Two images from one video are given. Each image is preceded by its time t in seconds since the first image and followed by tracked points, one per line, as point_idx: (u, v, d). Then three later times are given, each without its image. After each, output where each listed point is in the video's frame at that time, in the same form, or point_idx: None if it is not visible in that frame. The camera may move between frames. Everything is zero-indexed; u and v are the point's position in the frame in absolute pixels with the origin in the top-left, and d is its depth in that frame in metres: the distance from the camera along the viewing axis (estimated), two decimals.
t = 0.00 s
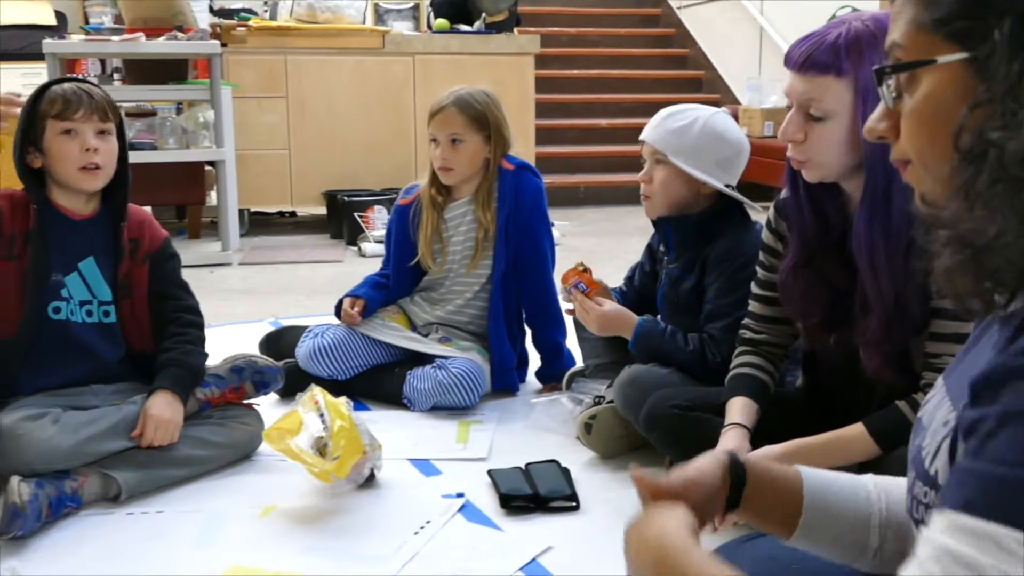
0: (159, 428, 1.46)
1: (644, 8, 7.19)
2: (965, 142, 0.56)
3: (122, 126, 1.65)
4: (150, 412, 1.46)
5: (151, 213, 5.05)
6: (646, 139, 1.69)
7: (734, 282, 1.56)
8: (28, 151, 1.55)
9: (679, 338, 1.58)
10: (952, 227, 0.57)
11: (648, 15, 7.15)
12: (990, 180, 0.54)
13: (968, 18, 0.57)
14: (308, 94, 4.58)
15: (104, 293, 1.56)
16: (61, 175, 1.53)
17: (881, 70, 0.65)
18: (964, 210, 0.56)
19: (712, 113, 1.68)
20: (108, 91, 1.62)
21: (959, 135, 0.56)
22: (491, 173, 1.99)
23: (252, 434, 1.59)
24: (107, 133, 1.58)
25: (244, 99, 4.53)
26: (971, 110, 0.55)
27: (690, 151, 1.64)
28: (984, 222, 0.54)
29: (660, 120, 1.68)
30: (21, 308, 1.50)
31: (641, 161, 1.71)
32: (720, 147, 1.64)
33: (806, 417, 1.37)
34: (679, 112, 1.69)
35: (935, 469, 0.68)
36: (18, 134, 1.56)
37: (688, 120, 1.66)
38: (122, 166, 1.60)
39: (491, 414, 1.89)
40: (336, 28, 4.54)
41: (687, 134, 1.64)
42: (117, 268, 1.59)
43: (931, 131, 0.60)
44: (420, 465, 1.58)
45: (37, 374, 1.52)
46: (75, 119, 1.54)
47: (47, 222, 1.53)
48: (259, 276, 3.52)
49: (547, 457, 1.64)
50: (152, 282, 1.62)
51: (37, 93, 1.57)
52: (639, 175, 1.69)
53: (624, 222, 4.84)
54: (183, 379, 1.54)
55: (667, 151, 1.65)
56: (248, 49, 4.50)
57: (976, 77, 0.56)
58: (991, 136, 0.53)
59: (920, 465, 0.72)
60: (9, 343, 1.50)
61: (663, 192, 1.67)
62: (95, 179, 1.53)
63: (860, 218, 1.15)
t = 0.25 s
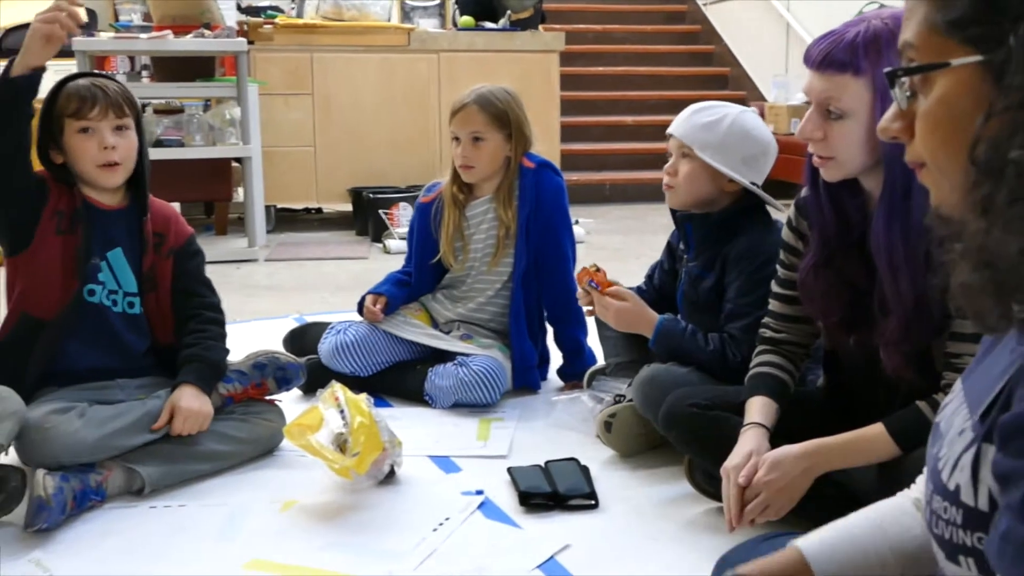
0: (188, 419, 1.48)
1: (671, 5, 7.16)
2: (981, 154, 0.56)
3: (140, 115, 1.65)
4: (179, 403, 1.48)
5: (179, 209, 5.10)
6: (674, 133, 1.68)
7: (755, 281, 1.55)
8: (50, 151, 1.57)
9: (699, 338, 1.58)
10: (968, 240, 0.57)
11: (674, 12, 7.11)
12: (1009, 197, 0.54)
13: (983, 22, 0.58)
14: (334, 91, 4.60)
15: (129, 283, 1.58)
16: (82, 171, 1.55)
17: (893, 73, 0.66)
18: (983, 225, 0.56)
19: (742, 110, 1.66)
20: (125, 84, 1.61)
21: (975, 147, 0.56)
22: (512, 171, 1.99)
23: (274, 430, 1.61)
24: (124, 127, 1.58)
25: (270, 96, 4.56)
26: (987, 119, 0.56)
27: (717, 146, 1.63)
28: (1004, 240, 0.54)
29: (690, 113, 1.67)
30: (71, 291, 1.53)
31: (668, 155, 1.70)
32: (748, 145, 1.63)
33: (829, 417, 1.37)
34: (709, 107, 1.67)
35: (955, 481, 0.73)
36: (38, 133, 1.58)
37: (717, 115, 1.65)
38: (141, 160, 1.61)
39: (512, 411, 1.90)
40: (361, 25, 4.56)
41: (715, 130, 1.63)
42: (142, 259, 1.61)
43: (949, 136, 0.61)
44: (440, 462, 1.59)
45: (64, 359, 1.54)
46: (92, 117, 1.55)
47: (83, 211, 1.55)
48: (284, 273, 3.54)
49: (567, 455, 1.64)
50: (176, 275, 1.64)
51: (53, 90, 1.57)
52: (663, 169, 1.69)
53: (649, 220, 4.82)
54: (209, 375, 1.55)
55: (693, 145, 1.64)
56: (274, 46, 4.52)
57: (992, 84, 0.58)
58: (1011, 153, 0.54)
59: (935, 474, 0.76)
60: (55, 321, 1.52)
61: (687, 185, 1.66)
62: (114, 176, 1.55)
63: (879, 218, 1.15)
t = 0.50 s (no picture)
0: (205, 415, 1.48)
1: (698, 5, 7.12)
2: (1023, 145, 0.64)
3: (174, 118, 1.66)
4: (199, 399, 1.49)
5: (206, 208, 5.13)
6: (707, 129, 1.66)
7: (780, 282, 1.54)
8: (83, 147, 1.58)
9: (722, 339, 1.57)
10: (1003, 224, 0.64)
11: (702, 12, 7.05)
12: None
13: None
14: (360, 91, 4.62)
15: (154, 282, 1.60)
16: (114, 169, 1.56)
17: (933, 66, 0.73)
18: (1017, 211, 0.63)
19: (777, 112, 1.66)
20: (163, 87, 1.63)
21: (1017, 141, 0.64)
22: (536, 172, 1.99)
23: (297, 429, 1.62)
24: (158, 130, 1.60)
25: (297, 96, 4.58)
26: None
27: (750, 145, 1.61)
28: None
29: (724, 111, 1.66)
30: (94, 289, 1.54)
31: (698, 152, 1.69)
32: (782, 146, 1.61)
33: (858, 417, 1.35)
34: (743, 106, 1.66)
35: (983, 489, 0.72)
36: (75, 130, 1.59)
37: (752, 114, 1.63)
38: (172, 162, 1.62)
39: (534, 412, 1.89)
40: (388, 25, 4.57)
41: (749, 129, 1.62)
42: (169, 261, 1.63)
43: (987, 130, 0.69)
44: (462, 462, 1.59)
45: (90, 355, 1.56)
46: (127, 118, 1.56)
47: (108, 211, 1.57)
48: (310, 272, 3.56)
49: (589, 457, 1.64)
50: (203, 276, 1.66)
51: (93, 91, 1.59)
52: (693, 165, 1.67)
53: (675, 221, 4.80)
54: (232, 374, 1.56)
55: (726, 142, 1.63)
56: (301, 46, 4.54)
57: None
58: None
59: (965, 481, 0.76)
60: (80, 318, 1.53)
61: (717, 182, 1.64)
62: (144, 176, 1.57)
63: (903, 220, 1.15)
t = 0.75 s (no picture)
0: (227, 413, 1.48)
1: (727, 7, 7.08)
2: None
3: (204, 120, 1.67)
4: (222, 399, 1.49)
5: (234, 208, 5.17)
6: (739, 129, 1.65)
7: (808, 283, 1.52)
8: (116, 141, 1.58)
9: (749, 342, 1.55)
10: None
11: (730, 13, 7.01)
12: None
13: None
14: (388, 93, 4.63)
15: (181, 285, 1.62)
16: (150, 172, 1.58)
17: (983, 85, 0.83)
18: None
19: (809, 113, 1.65)
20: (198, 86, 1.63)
21: None
22: (561, 173, 1.99)
23: (321, 429, 1.63)
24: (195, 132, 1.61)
25: (325, 97, 4.60)
26: None
27: (783, 144, 1.60)
28: None
29: (756, 111, 1.64)
30: (129, 293, 1.56)
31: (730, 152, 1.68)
32: (814, 145, 1.60)
33: (889, 420, 1.34)
34: (776, 107, 1.65)
35: None
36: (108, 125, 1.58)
37: (785, 114, 1.62)
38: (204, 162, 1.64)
39: (559, 414, 1.89)
40: (416, 27, 4.59)
41: (782, 128, 1.61)
42: (195, 262, 1.64)
43: None
44: (486, 464, 1.59)
45: (120, 357, 1.58)
46: (170, 121, 1.57)
47: (141, 214, 1.58)
48: (336, 272, 3.57)
49: (613, 459, 1.63)
50: (228, 276, 1.67)
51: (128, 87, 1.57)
52: (724, 165, 1.66)
53: (701, 223, 4.78)
54: (258, 374, 1.56)
55: (758, 140, 1.61)
56: (329, 48, 4.56)
57: None
58: None
59: (1016, 485, 0.82)
60: (114, 319, 1.55)
61: (747, 182, 1.64)
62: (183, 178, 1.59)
63: (932, 223, 1.14)
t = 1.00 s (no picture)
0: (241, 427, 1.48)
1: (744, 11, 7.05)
2: None
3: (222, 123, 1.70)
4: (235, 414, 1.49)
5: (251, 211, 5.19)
6: (751, 136, 1.64)
7: (825, 288, 1.52)
8: (136, 148, 1.62)
9: (765, 347, 1.55)
10: None
11: (748, 17, 6.99)
12: None
13: None
14: (404, 96, 4.64)
15: (200, 291, 1.62)
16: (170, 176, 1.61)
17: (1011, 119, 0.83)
18: None
19: (820, 116, 1.64)
20: (215, 94, 1.66)
21: None
22: (577, 177, 1.99)
23: (335, 431, 1.63)
24: (213, 139, 1.65)
25: (342, 101, 4.62)
26: None
27: (794, 149, 1.59)
28: None
29: (767, 117, 1.64)
30: (151, 303, 1.56)
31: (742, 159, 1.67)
32: (827, 148, 1.60)
33: (907, 426, 1.33)
34: (787, 111, 1.64)
35: None
36: (127, 129, 1.61)
37: (796, 118, 1.62)
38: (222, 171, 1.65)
39: (574, 419, 1.88)
40: (433, 31, 4.59)
41: (793, 133, 1.60)
42: (211, 267, 1.64)
43: None
44: (500, 468, 1.59)
45: (140, 362, 1.59)
46: (190, 127, 1.60)
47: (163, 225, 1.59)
48: (352, 276, 3.58)
49: (627, 464, 1.63)
50: (243, 282, 1.66)
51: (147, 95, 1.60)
52: (737, 172, 1.66)
53: (718, 227, 4.76)
54: (277, 380, 1.56)
55: (770, 146, 1.61)
56: (346, 51, 4.57)
57: None
58: None
59: None
60: (136, 326, 1.56)
61: (761, 188, 1.62)
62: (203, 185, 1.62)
63: (951, 228, 1.13)
